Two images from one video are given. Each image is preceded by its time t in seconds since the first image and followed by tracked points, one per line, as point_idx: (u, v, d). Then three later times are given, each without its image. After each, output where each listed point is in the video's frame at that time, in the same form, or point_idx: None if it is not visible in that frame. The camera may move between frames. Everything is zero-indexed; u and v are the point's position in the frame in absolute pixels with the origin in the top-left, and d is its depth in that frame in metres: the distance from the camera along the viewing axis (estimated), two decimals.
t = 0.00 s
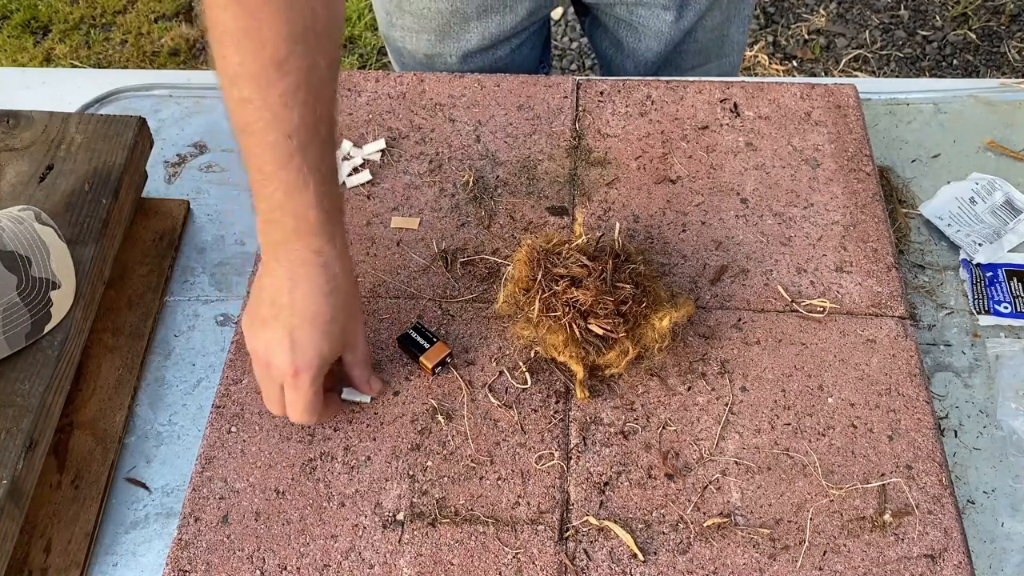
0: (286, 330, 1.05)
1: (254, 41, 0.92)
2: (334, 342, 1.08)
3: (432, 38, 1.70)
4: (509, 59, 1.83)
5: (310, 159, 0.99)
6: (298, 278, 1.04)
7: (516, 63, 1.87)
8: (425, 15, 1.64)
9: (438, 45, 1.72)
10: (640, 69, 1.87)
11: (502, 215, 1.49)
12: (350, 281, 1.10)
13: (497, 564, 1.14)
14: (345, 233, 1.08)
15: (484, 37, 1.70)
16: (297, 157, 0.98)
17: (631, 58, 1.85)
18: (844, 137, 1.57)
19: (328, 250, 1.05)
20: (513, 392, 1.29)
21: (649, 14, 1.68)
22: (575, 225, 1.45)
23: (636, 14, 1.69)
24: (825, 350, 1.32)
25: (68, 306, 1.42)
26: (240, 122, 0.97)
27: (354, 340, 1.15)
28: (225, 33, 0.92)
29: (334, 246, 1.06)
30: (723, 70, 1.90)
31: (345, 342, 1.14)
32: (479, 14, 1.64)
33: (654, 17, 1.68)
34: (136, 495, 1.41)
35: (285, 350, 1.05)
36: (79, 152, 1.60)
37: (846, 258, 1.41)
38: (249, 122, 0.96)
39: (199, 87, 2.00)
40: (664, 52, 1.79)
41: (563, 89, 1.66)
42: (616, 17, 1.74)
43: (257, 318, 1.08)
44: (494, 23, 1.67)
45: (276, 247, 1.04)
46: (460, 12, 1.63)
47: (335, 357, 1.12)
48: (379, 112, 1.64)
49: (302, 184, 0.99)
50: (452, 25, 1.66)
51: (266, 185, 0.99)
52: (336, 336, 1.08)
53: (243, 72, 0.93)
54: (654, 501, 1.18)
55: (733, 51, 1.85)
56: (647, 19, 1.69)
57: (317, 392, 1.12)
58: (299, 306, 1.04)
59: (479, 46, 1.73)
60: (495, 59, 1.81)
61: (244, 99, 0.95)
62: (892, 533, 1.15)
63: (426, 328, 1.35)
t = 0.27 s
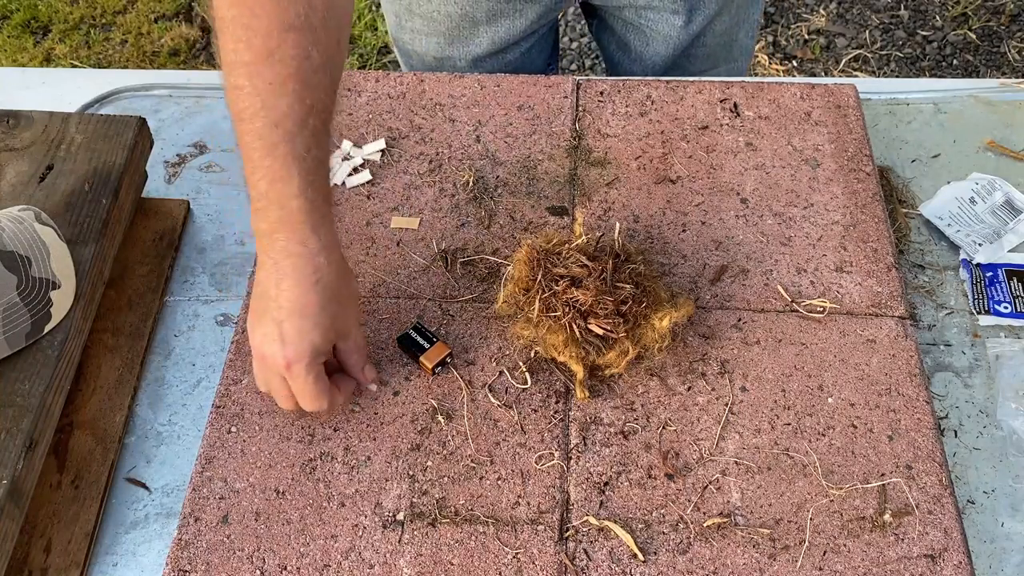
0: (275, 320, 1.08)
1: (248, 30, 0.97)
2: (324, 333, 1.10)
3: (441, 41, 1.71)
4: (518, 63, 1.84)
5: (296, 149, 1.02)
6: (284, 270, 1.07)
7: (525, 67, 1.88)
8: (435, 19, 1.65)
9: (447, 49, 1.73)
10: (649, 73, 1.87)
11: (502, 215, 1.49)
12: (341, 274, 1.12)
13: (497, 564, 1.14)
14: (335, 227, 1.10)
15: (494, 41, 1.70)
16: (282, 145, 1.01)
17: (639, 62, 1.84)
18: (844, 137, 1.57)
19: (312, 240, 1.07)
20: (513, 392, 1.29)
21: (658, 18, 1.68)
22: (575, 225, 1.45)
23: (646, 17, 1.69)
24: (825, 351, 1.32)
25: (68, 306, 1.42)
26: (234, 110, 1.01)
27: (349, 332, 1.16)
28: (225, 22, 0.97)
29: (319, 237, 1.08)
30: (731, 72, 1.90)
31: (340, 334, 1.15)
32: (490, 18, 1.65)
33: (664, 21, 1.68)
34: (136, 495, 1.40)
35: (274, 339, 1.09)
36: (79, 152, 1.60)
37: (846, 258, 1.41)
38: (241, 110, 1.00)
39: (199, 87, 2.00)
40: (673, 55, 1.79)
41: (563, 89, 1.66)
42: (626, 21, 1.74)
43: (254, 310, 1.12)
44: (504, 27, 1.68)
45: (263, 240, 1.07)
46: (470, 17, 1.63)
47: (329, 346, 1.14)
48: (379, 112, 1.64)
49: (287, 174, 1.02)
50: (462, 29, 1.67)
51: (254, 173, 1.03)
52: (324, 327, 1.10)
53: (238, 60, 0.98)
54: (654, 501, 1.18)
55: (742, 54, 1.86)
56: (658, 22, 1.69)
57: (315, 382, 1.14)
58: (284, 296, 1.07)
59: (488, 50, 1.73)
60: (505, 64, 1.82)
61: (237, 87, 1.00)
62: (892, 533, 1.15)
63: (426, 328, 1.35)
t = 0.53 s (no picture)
0: (301, 324, 1.00)
1: (239, 27, 0.92)
2: (355, 325, 1.00)
3: (446, 40, 1.71)
4: (523, 63, 1.84)
5: (295, 145, 0.95)
6: (294, 270, 0.98)
7: (530, 67, 1.88)
8: (440, 17, 1.65)
9: (452, 47, 1.73)
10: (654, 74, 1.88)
11: (502, 215, 1.49)
12: (358, 264, 1.02)
13: (497, 564, 1.14)
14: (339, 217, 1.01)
15: (499, 42, 1.71)
16: (279, 144, 0.94)
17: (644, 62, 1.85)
18: (844, 137, 1.57)
19: (317, 233, 0.98)
20: (513, 392, 1.29)
21: (665, 19, 1.68)
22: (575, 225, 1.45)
23: (653, 19, 1.69)
24: (825, 351, 1.32)
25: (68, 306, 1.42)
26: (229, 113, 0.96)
27: (386, 321, 1.06)
28: (213, 22, 0.93)
29: (324, 229, 0.99)
30: (736, 75, 1.92)
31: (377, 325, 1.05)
32: (495, 18, 1.65)
33: (671, 22, 1.68)
34: (135, 495, 1.40)
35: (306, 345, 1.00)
36: (79, 152, 1.61)
37: (846, 258, 1.41)
38: (235, 111, 0.95)
39: (199, 87, 2.00)
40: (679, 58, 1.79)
41: (563, 89, 1.66)
42: (633, 22, 1.74)
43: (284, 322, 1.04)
44: (509, 28, 1.68)
45: (271, 247, 0.99)
46: (476, 16, 1.63)
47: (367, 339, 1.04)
48: (379, 112, 1.64)
49: (282, 169, 0.95)
50: (467, 29, 1.67)
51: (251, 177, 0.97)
52: (351, 319, 1.00)
53: (232, 60, 0.93)
54: (654, 501, 1.18)
55: (748, 58, 1.88)
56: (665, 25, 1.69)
57: (365, 381, 1.04)
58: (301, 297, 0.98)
59: (493, 50, 1.73)
60: (509, 64, 1.82)
61: (231, 88, 0.94)
62: (892, 533, 1.15)
63: (426, 328, 1.35)
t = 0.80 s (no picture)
0: (359, 351, 1.07)
1: (272, 65, 0.95)
2: (407, 345, 1.09)
3: (446, 41, 1.71)
4: (523, 64, 1.84)
5: (335, 178, 1.02)
6: (347, 300, 1.06)
7: (531, 68, 1.88)
8: (440, 19, 1.65)
9: (452, 49, 1.73)
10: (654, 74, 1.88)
11: (502, 215, 1.49)
12: (397, 287, 1.11)
13: (497, 564, 1.14)
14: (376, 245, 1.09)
15: (499, 43, 1.71)
16: (320, 177, 1.00)
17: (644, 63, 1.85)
18: (843, 137, 1.57)
19: (361, 261, 1.06)
20: (513, 392, 1.29)
21: (666, 20, 1.68)
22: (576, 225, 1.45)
23: (654, 19, 1.69)
24: (825, 351, 1.32)
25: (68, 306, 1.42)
26: (259, 149, 1.00)
27: (425, 339, 1.15)
28: (240, 60, 0.96)
29: (366, 257, 1.07)
30: (736, 76, 1.92)
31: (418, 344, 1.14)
32: (495, 19, 1.65)
33: (672, 22, 1.68)
34: (135, 495, 1.40)
35: (365, 372, 1.07)
36: (79, 152, 1.61)
37: (846, 258, 1.41)
38: (269, 149, 0.99)
39: (199, 87, 2.00)
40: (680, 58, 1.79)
41: (564, 89, 1.66)
42: (633, 22, 1.74)
43: (331, 356, 1.10)
44: (510, 29, 1.68)
45: (318, 282, 1.06)
46: (477, 18, 1.63)
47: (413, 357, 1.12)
48: (379, 112, 1.64)
49: (328, 204, 1.02)
50: (468, 30, 1.67)
51: (292, 214, 1.02)
52: (404, 338, 1.09)
53: (264, 97, 0.96)
54: (654, 501, 1.18)
55: (748, 58, 1.88)
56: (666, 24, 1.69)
57: (420, 395, 1.12)
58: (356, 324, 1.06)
59: (494, 52, 1.73)
60: (509, 65, 1.82)
61: (264, 125, 0.98)
62: (892, 533, 1.15)
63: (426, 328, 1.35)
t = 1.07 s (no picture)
0: (356, 363, 1.06)
1: (273, 74, 0.96)
2: (406, 360, 1.08)
3: (446, 43, 1.71)
4: (524, 65, 1.84)
5: (336, 187, 1.02)
6: (347, 312, 1.05)
7: (531, 69, 1.88)
8: (440, 21, 1.65)
9: (452, 50, 1.73)
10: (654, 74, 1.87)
11: (502, 215, 1.49)
12: (399, 299, 1.11)
13: (497, 564, 1.14)
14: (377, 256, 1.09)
15: (499, 44, 1.71)
16: (321, 186, 1.00)
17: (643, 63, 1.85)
18: (843, 137, 1.57)
19: (362, 272, 1.06)
20: (513, 392, 1.29)
21: (665, 19, 1.68)
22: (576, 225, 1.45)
23: (653, 18, 1.69)
24: (825, 351, 1.32)
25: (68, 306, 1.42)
26: (260, 156, 1.00)
27: (425, 352, 1.15)
28: (241, 69, 0.96)
29: (367, 268, 1.07)
30: (734, 75, 1.92)
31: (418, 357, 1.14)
32: (495, 21, 1.65)
33: (671, 22, 1.68)
34: (135, 495, 1.40)
35: (362, 384, 1.07)
36: (79, 152, 1.61)
37: (846, 258, 1.41)
38: (270, 158, 1.00)
39: (199, 87, 2.00)
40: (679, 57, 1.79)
41: (563, 89, 1.66)
42: (631, 22, 1.74)
43: (328, 366, 1.10)
44: (509, 30, 1.68)
45: (317, 292, 1.06)
46: (476, 20, 1.64)
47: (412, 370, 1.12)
48: (379, 112, 1.64)
49: (328, 215, 1.02)
50: (467, 32, 1.67)
51: (293, 223, 1.03)
52: (402, 350, 1.08)
53: (265, 105, 0.97)
54: (654, 501, 1.18)
55: (746, 56, 1.88)
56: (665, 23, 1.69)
57: (415, 407, 1.12)
58: (354, 336, 1.06)
59: (494, 53, 1.73)
60: (510, 66, 1.82)
61: (265, 134, 0.98)
62: (892, 533, 1.15)
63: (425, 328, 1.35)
